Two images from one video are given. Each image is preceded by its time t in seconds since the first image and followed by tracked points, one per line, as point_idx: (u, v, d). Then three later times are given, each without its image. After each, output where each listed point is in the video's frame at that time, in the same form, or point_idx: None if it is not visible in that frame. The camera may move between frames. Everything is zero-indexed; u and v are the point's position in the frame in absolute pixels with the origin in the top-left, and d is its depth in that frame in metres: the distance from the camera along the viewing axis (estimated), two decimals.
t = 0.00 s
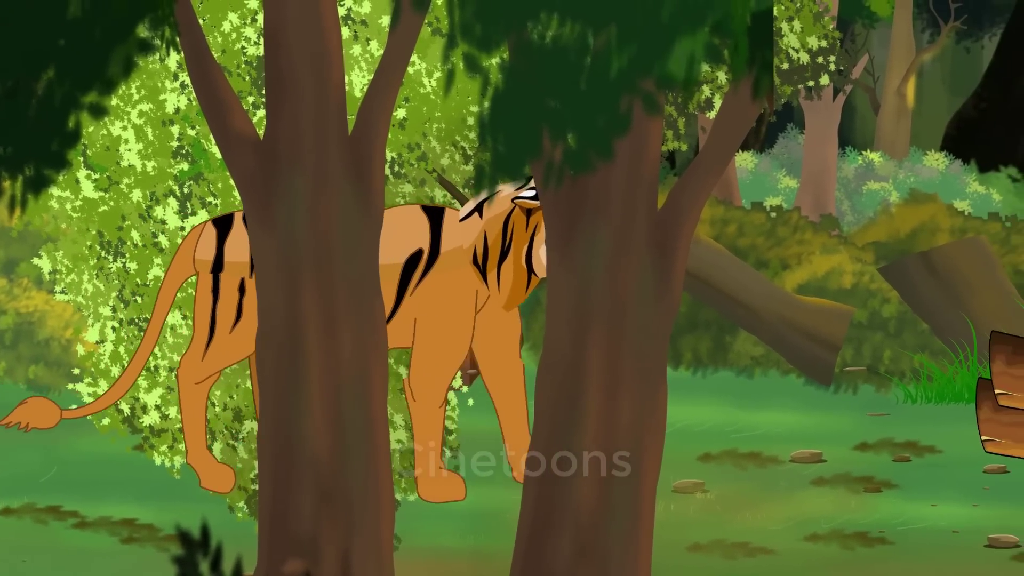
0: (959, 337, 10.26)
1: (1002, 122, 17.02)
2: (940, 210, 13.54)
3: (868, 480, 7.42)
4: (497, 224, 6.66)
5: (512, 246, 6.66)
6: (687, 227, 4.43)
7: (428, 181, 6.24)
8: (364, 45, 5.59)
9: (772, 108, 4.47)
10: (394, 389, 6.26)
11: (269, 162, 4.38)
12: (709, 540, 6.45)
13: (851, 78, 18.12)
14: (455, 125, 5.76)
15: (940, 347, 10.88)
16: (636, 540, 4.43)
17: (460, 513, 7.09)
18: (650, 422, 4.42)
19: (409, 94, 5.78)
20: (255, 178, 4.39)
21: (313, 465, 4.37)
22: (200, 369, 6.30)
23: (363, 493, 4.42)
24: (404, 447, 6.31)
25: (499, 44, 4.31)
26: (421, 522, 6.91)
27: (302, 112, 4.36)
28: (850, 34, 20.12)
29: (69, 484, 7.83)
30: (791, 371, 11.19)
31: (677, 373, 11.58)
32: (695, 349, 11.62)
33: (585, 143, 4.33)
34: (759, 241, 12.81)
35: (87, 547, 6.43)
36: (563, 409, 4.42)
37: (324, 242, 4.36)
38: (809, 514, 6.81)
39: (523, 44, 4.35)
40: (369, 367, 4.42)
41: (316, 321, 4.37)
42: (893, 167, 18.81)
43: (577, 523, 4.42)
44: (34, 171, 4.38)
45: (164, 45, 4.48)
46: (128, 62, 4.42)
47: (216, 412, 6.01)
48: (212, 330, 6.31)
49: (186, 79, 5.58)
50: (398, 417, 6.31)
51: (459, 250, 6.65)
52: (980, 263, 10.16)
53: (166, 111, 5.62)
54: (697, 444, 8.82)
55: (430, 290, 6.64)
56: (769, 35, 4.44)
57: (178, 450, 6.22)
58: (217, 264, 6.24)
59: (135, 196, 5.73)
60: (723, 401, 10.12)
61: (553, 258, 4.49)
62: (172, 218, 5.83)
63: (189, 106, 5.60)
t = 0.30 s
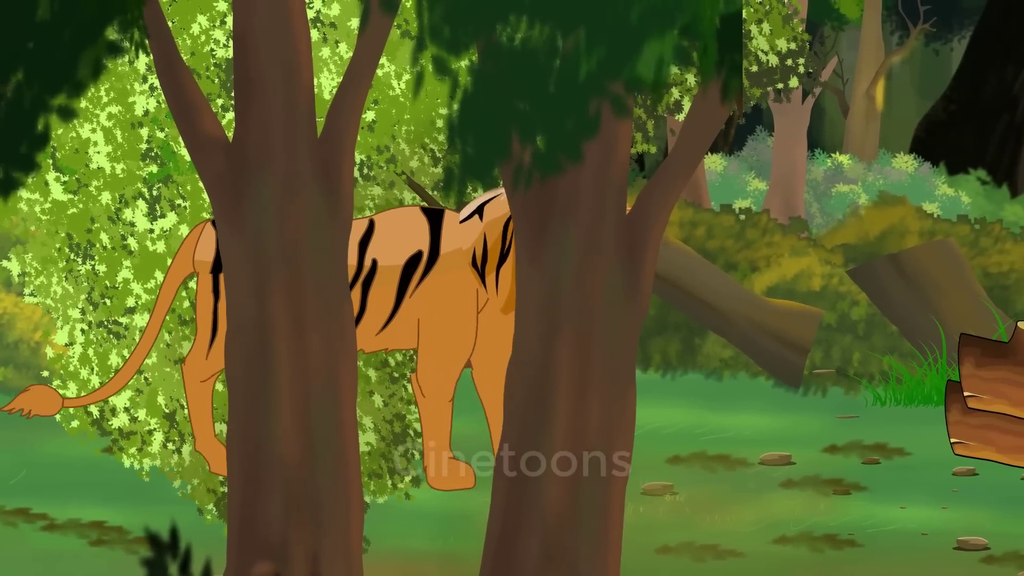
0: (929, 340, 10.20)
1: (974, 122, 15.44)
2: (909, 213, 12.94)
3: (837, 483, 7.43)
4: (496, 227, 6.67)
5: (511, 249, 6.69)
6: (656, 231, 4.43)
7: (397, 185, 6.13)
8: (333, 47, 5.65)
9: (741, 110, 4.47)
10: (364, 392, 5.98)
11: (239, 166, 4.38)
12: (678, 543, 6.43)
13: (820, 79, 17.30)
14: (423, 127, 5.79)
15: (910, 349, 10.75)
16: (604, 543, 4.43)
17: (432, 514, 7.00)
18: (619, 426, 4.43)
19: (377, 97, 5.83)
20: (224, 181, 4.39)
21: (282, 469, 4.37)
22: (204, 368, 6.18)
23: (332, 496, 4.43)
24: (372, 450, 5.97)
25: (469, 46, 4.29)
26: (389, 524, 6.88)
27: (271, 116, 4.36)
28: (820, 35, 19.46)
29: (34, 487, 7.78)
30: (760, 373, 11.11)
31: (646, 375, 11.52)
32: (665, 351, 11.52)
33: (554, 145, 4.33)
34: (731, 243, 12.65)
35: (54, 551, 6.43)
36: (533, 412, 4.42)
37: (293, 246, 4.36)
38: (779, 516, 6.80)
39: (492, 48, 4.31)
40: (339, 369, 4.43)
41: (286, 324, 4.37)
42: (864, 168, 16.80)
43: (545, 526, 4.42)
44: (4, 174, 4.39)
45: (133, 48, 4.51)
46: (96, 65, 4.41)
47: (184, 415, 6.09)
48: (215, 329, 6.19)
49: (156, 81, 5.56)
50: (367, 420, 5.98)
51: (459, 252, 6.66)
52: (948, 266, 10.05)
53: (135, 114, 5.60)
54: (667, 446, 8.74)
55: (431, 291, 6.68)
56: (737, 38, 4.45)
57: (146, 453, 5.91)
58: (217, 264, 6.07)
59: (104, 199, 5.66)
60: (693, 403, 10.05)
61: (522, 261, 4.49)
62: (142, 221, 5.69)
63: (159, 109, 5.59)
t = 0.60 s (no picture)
0: (898, 341, 10.32)
1: (945, 123, 14.87)
2: (879, 214, 12.95)
3: (806, 485, 7.44)
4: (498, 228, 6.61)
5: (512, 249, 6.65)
6: (624, 233, 4.44)
7: (367, 189, 6.41)
8: (302, 49, 5.60)
9: (711, 113, 4.46)
10: (334, 394, 6.09)
11: (207, 168, 4.37)
12: (647, 545, 6.44)
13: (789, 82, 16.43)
14: (393, 129, 5.91)
15: (879, 351, 10.82)
16: (573, 544, 4.43)
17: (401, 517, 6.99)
18: (588, 427, 4.43)
19: (347, 99, 5.87)
20: (193, 183, 4.38)
21: (250, 470, 4.37)
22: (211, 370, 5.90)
23: (301, 498, 4.43)
24: (341, 452, 6.08)
25: (437, 49, 4.30)
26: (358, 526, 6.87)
27: (240, 118, 4.36)
28: (789, 39, 19.08)
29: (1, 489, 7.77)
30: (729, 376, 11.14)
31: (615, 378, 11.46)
32: (634, 354, 11.53)
33: (523, 148, 4.32)
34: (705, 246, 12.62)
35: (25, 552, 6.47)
36: (502, 414, 4.42)
37: (262, 248, 4.36)
38: (748, 518, 6.80)
39: (461, 50, 4.33)
40: (308, 371, 4.43)
41: (254, 326, 4.37)
42: (832, 171, 16.96)
43: (514, 527, 4.42)
44: None
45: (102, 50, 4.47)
46: (65, 67, 4.39)
47: (153, 417, 5.78)
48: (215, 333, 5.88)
49: (125, 84, 5.50)
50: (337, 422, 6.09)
51: (459, 253, 6.52)
52: (916, 265, 10.32)
53: (104, 116, 5.54)
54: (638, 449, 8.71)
55: (431, 292, 6.50)
56: (706, 41, 4.44)
57: (115, 455, 5.83)
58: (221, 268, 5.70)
59: (74, 201, 5.63)
60: (665, 406, 10.04)
61: (491, 263, 4.48)
62: (111, 223, 5.63)
63: (128, 111, 5.51)
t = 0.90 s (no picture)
0: (867, 344, 10.39)
1: (914, 126, 13.93)
2: (847, 217, 12.60)
3: (775, 487, 7.43)
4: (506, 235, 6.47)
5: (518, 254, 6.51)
6: (594, 235, 4.44)
7: (334, 192, 6.09)
8: (271, 52, 5.58)
9: (680, 115, 4.45)
10: (302, 397, 5.98)
11: (177, 170, 4.37)
12: (617, 548, 6.52)
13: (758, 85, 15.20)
14: (362, 132, 5.77)
15: (849, 354, 10.78)
16: (543, 546, 4.43)
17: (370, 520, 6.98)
18: (558, 429, 4.43)
19: (315, 102, 5.76)
20: (163, 185, 4.38)
21: (220, 472, 4.38)
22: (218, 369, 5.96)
23: (270, 500, 4.43)
24: (310, 454, 6.03)
25: (406, 51, 4.30)
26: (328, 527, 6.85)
27: (210, 119, 4.36)
28: (758, 40, 16.59)
29: None
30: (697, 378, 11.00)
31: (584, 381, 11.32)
32: (604, 356, 11.22)
33: (492, 150, 4.32)
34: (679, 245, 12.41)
35: None
36: (472, 416, 4.42)
37: (231, 250, 4.36)
38: (717, 520, 6.93)
39: (430, 52, 4.32)
40: (277, 373, 4.43)
41: (224, 328, 4.37)
42: (802, 172, 14.93)
43: (484, 529, 4.42)
44: None
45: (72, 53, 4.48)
46: (34, 70, 4.38)
47: (122, 420, 5.76)
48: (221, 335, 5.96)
49: (94, 86, 5.53)
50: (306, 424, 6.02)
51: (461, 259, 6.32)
52: (883, 265, 10.42)
53: (73, 118, 5.57)
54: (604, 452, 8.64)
55: (431, 299, 6.31)
56: (675, 42, 4.43)
57: (84, 458, 5.81)
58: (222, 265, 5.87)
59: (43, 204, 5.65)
60: (635, 408, 9.98)
61: (460, 265, 4.48)
62: (80, 225, 5.61)
63: (97, 114, 5.56)
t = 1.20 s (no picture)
0: (835, 346, 10.31)
1: (883, 127, 14.37)
2: (816, 219, 12.82)
3: (744, 490, 7.34)
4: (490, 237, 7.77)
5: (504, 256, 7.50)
6: (562, 238, 4.45)
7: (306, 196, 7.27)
8: (240, 54, 5.70)
9: (649, 118, 4.46)
10: (271, 399, 5.96)
11: (145, 172, 4.37)
12: (586, 550, 6.53)
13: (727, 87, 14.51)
14: (331, 134, 5.76)
15: (817, 356, 10.87)
16: (512, 549, 4.45)
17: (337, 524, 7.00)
18: (527, 432, 4.43)
19: (284, 105, 5.78)
20: (131, 188, 4.38)
21: (189, 475, 4.38)
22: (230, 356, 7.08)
23: (239, 503, 4.44)
24: (280, 457, 6.00)
25: (375, 53, 4.29)
26: (294, 533, 6.85)
27: (178, 122, 4.36)
28: (727, 43, 16.87)
29: None
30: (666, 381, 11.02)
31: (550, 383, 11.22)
32: (572, 359, 11.20)
33: (461, 152, 4.32)
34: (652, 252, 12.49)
35: None
36: (440, 420, 4.43)
37: (200, 253, 4.37)
38: (686, 522, 6.87)
39: (399, 54, 4.30)
40: (247, 376, 4.44)
41: (193, 331, 4.37)
42: (769, 174, 14.72)
43: (452, 533, 4.42)
44: None
45: (42, 56, 4.50)
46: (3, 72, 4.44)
47: (91, 422, 5.77)
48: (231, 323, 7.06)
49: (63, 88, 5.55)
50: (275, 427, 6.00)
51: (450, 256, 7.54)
52: (855, 269, 10.29)
53: (42, 121, 5.59)
54: (571, 457, 8.53)
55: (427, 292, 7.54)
56: (644, 45, 4.45)
57: (53, 460, 5.78)
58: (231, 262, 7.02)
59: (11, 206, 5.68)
60: (601, 410, 9.78)
61: (428, 268, 4.47)
62: (49, 228, 5.61)
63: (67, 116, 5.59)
